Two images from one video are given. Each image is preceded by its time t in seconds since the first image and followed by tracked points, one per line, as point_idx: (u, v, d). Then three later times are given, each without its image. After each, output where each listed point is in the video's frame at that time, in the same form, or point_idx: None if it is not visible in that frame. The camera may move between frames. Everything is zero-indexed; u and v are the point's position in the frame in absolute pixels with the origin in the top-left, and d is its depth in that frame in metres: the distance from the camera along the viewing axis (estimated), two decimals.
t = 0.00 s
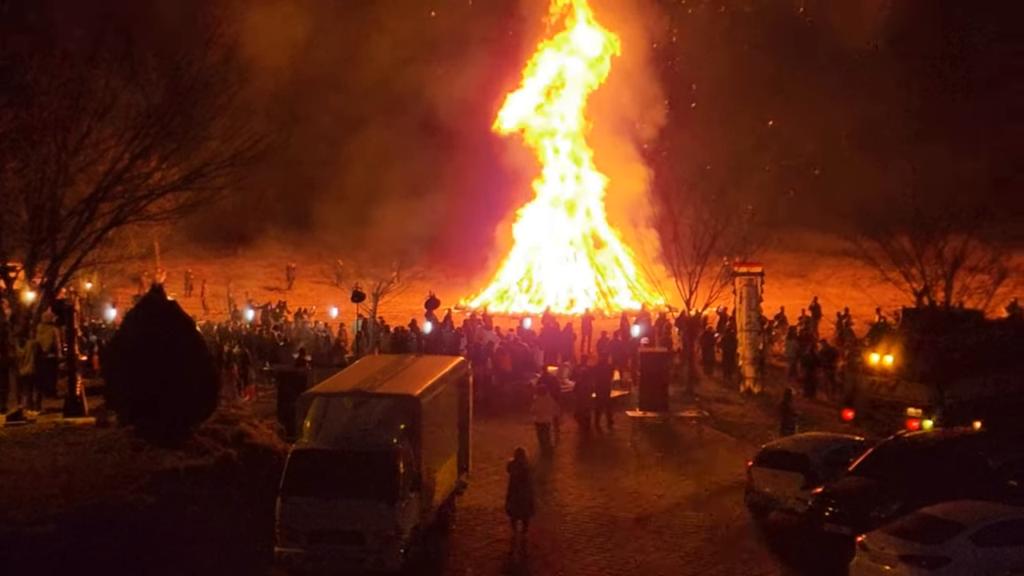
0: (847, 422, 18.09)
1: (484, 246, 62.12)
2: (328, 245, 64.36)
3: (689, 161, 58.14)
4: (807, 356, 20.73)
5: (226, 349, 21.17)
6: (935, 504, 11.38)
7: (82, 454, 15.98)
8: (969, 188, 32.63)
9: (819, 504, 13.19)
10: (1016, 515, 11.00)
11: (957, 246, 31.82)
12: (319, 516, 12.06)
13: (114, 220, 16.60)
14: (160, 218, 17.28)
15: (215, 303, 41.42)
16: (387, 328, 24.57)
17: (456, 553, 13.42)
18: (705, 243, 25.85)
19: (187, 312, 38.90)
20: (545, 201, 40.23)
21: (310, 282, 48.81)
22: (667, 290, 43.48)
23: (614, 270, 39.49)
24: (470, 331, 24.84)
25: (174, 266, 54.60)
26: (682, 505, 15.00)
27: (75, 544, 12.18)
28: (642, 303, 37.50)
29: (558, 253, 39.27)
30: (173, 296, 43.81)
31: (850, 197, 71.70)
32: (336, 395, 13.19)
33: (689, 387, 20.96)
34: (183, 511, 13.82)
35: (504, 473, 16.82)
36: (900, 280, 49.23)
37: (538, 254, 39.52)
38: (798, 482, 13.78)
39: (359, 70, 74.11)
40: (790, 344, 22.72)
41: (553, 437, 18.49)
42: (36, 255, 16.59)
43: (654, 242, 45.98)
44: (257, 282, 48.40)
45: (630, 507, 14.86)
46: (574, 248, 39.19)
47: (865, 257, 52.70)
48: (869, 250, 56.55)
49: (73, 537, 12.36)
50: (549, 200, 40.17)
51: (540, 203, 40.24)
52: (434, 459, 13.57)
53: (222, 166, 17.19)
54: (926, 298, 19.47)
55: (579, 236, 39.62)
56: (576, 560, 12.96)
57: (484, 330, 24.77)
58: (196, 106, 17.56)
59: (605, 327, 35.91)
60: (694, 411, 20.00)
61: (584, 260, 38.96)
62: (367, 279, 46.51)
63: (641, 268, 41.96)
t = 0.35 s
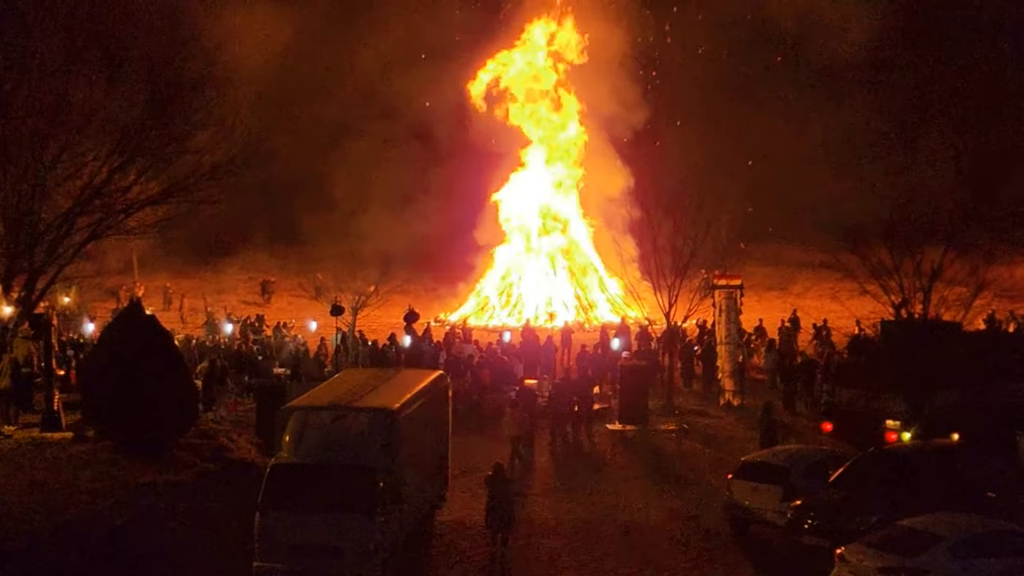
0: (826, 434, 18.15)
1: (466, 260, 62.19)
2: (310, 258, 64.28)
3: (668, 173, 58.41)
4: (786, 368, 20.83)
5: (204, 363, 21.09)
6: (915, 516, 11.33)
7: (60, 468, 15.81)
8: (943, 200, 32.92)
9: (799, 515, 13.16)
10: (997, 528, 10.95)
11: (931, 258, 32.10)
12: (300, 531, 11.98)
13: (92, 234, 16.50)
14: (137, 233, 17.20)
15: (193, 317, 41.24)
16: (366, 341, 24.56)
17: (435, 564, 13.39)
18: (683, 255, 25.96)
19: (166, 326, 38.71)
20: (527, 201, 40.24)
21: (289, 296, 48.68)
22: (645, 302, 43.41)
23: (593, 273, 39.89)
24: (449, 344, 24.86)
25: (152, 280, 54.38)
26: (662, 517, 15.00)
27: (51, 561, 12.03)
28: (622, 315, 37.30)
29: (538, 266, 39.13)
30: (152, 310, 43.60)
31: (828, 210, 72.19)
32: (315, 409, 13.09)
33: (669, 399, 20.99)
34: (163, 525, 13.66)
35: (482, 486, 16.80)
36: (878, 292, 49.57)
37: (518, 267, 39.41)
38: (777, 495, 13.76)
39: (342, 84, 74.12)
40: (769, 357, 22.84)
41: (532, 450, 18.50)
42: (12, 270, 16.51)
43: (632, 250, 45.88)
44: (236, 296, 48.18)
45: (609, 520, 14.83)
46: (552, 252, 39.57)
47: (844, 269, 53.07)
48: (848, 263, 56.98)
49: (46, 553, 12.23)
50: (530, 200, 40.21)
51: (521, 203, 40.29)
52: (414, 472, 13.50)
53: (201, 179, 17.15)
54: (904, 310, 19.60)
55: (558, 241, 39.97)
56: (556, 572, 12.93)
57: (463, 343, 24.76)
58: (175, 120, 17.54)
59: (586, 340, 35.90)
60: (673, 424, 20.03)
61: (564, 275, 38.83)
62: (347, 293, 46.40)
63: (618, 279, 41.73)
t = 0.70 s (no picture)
0: (814, 443, 18.17)
1: (454, 270, 62.20)
2: (299, 269, 64.19)
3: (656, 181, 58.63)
4: (773, 377, 20.89)
5: (191, 375, 21.05)
6: (902, 526, 11.34)
7: (46, 481, 15.69)
8: (926, 207, 33.04)
9: (787, 525, 13.16)
10: (984, 538, 10.94)
11: (917, 267, 32.27)
12: (288, 542, 11.93)
13: (77, 244, 16.40)
14: (123, 243, 17.07)
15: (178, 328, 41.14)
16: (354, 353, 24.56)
17: None
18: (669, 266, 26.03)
19: (153, 338, 38.63)
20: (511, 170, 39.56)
21: (276, 306, 48.61)
22: (631, 309, 43.73)
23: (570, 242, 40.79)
24: (437, 355, 24.86)
25: (139, 291, 54.29)
26: (650, 527, 15.01)
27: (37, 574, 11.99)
28: (608, 327, 37.93)
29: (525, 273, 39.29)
30: (138, 322, 43.48)
31: (815, 216, 72.43)
32: (301, 421, 12.94)
33: (657, 409, 21.03)
34: (151, 537, 13.62)
35: (469, 498, 16.79)
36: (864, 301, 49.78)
37: (505, 275, 39.63)
38: (764, 505, 13.79)
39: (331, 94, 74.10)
40: (756, 367, 22.88)
41: (520, 461, 18.51)
42: None
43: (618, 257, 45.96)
44: (223, 307, 48.09)
45: (597, 530, 14.82)
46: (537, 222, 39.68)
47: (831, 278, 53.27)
48: (835, 272, 57.25)
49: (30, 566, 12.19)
50: (514, 170, 39.60)
51: (504, 172, 39.64)
52: (402, 484, 13.43)
53: (186, 190, 17.01)
54: (890, 320, 19.66)
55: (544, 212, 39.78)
56: None
57: (451, 354, 24.77)
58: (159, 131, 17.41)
59: (573, 351, 36.30)
60: (661, 434, 20.04)
61: (551, 283, 39.07)
62: (335, 303, 46.36)
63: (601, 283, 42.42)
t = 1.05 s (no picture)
0: (804, 451, 18.18)
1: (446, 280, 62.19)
2: (291, 279, 64.16)
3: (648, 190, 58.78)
4: (764, 385, 20.93)
5: (182, 386, 21.02)
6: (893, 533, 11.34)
7: (37, 492, 15.63)
8: (912, 213, 33.18)
9: (778, 533, 13.11)
10: (976, 544, 10.95)
11: (905, 274, 32.40)
12: (278, 553, 11.88)
13: (66, 255, 16.37)
14: (113, 254, 17.05)
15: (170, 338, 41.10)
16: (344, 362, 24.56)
17: None
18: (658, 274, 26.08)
19: (142, 349, 38.54)
20: (494, 89, 39.46)
21: (267, 316, 48.55)
22: (622, 320, 43.71)
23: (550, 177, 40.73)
24: (427, 365, 24.87)
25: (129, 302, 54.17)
26: (641, 535, 15.00)
27: None
28: (599, 334, 37.82)
29: (515, 283, 39.34)
30: (128, 332, 43.45)
31: (805, 225, 72.63)
32: (292, 431, 12.73)
33: (647, 417, 21.05)
34: (140, 548, 13.57)
35: (459, 506, 16.77)
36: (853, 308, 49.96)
37: (495, 285, 39.65)
38: (756, 513, 13.77)
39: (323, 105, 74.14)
40: (747, 375, 22.92)
41: (512, 470, 18.50)
42: None
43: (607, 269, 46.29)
44: (213, 318, 48.00)
45: (588, 539, 14.81)
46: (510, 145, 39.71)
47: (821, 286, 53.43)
48: (825, 280, 57.47)
49: None
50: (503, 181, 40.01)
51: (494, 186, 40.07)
52: (394, 493, 13.43)
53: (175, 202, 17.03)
54: (880, 326, 19.72)
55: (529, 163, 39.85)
56: None
57: (442, 364, 24.78)
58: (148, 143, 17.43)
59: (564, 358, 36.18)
60: (652, 442, 20.05)
61: (542, 292, 39.08)
62: (326, 314, 46.32)
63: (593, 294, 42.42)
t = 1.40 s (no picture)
0: (796, 457, 18.12)
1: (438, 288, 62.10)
2: (283, 287, 64.01)
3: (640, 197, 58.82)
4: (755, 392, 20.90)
5: (172, 396, 20.95)
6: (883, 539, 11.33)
7: (24, 502, 15.54)
8: (902, 219, 33.20)
9: (768, 540, 13.09)
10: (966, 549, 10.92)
11: (895, 280, 32.42)
12: (270, 562, 11.84)
13: (55, 265, 16.31)
14: (101, 264, 17.01)
15: (159, 347, 40.93)
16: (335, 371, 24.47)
17: None
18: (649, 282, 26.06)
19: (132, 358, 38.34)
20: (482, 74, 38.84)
21: (257, 325, 48.42)
22: (613, 327, 43.86)
23: (537, 79, 39.22)
24: (417, 373, 24.79)
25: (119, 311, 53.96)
26: (631, 544, 14.94)
27: None
28: (591, 342, 38.04)
29: (507, 291, 39.42)
30: (118, 341, 43.27)
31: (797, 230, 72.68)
32: (282, 440, 12.85)
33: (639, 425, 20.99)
34: (128, 559, 13.46)
35: (448, 516, 16.69)
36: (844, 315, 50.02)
37: (486, 293, 39.73)
38: (747, 519, 13.77)
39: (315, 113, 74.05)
40: (737, 382, 22.88)
41: (502, 479, 18.42)
42: None
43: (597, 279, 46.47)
44: (203, 327, 47.84)
45: (578, 548, 14.75)
46: (497, 41, 38.16)
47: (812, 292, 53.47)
48: (815, 287, 57.55)
49: None
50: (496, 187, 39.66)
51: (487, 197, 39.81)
52: (384, 500, 13.38)
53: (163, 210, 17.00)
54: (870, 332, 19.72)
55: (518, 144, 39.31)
56: None
57: (432, 372, 24.69)
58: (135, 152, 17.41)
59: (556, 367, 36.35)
60: (643, 449, 20.00)
61: (533, 301, 39.22)
62: (317, 322, 46.19)
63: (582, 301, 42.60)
